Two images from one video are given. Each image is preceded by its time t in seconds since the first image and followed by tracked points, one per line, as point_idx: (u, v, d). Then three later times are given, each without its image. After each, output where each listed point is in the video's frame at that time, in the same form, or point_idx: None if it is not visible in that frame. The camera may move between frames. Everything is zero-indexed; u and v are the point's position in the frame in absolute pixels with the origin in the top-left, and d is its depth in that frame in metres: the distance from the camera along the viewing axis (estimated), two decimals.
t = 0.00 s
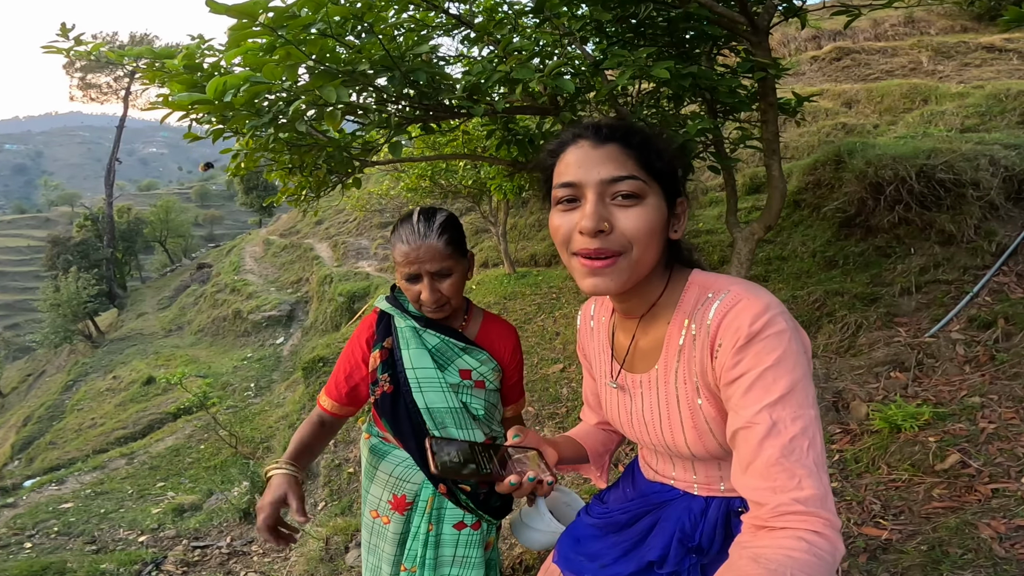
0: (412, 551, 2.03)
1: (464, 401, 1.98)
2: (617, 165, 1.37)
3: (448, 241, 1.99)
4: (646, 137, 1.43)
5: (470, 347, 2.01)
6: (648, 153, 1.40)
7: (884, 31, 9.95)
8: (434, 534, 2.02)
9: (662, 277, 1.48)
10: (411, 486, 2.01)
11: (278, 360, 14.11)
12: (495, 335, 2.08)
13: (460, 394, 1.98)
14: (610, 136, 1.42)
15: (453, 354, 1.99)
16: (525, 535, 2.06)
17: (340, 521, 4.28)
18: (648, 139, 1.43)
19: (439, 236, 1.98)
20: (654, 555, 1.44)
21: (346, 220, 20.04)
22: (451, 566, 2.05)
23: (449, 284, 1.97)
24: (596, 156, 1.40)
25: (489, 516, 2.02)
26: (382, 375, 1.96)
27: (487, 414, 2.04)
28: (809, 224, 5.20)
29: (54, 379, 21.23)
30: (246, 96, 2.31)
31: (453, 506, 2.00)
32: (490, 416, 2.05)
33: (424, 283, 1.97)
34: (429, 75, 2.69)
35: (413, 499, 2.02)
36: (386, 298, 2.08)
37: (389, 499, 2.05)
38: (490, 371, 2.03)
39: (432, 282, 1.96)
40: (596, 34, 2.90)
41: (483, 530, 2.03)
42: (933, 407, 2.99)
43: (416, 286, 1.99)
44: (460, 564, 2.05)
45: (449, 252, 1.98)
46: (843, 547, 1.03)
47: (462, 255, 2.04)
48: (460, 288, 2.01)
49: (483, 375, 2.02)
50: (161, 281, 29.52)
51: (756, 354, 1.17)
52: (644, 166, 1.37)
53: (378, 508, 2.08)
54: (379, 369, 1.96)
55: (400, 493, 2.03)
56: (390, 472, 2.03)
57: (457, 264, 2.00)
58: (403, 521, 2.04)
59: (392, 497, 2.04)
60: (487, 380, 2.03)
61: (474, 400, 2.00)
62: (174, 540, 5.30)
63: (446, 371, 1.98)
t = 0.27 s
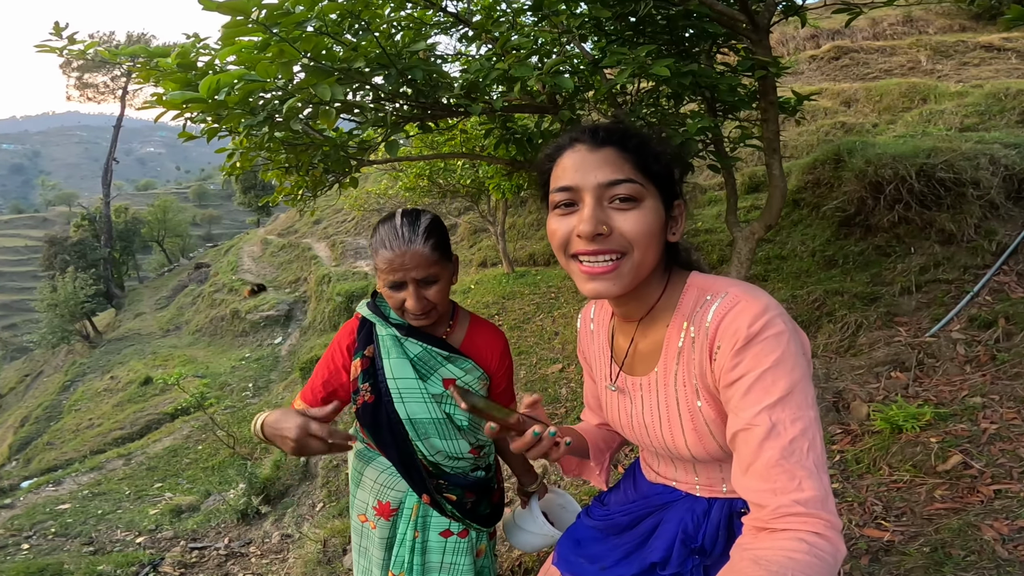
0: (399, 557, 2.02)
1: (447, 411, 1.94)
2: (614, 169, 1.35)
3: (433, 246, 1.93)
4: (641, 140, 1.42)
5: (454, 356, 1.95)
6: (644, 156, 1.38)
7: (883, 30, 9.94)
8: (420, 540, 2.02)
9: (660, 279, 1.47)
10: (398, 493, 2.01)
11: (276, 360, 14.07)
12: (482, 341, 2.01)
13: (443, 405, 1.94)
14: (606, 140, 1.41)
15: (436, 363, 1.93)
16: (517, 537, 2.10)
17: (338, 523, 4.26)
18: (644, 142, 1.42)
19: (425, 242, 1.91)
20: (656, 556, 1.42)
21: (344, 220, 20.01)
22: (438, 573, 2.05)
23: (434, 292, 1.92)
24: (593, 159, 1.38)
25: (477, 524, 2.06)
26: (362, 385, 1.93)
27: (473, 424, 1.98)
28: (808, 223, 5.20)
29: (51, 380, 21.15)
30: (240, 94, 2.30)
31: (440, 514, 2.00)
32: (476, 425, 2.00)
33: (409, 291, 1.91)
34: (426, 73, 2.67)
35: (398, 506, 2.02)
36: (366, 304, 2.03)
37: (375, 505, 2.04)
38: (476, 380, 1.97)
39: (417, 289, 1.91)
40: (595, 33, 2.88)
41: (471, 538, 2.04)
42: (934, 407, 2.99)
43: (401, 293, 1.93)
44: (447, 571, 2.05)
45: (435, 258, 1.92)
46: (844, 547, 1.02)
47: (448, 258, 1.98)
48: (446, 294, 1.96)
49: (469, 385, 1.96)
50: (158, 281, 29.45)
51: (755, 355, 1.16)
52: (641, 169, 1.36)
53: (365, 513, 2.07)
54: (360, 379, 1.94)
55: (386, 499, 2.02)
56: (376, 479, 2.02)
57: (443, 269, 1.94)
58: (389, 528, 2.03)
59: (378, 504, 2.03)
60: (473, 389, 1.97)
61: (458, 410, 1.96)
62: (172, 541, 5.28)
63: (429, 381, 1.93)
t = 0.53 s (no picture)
0: (387, 561, 2.01)
1: (433, 415, 1.92)
2: (610, 170, 1.35)
3: (418, 248, 1.93)
4: (638, 142, 1.41)
5: (439, 359, 1.93)
6: (641, 158, 1.37)
7: (881, 30, 9.93)
8: (408, 544, 2.01)
9: (656, 281, 1.46)
10: (385, 497, 2.00)
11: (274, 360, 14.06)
12: (468, 343, 2.01)
13: (430, 409, 1.92)
14: (602, 142, 1.40)
15: (422, 366, 1.92)
16: (512, 541, 2.11)
17: (336, 525, 4.25)
18: (641, 144, 1.41)
19: (409, 243, 1.91)
20: (653, 558, 1.42)
21: (343, 220, 19.99)
22: None
23: (419, 293, 1.92)
24: (588, 161, 1.38)
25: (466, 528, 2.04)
26: (348, 389, 1.93)
27: (460, 428, 1.96)
28: (807, 223, 5.20)
29: (50, 380, 21.13)
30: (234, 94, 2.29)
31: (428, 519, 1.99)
32: (464, 429, 1.98)
33: (394, 292, 1.91)
34: (422, 71, 2.65)
35: (386, 510, 2.00)
36: (352, 306, 2.03)
37: (364, 509, 2.03)
38: (463, 383, 1.94)
39: (402, 290, 1.91)
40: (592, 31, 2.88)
41: (460, 542, 2.02)
42: (934, 408, 2.98)
43: (385, 295, 1.93)
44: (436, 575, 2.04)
45: (420, 259, 1.93)
46: (839, 549, 1.01)
47: (433, 261, 1.99)
48: (431, 296, 1.96)
49: (455, 388, 1.93)
50: (156, 282, 29.41)
51: (750, 358, 1.15)
52: (637, 171, 1.35)
53: (354, 516, 2.06)
54: (345, 382, 1.93)
55: (374, 503, 2.01)
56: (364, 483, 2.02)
57: (428, 271, 1.94)
58: (377, 531, 2.02)
59: (366, 507, 2.03)
60: (460, 393, 1.94)
61: (444, 414, 1.93)
62: (170, 543, 5.27)
63: (415, 385, 1.92)
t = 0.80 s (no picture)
0: (386, 566, 2.03)
1: (430, 419, 1.91)
2: (605, 182, 1.34)
3: (409, 248, 1.91)
4: (635, 147, 1.39)
5: (436, 362, 1.93)
6: (637, 167, 1.36)
7: (880, 29, 9.93)
8: (407, 550, 2.01)
9: (655, 286, 1.45)
10: (383, 503, 2.01)
11: (273, 361, 14.04)
12: (467, 345, 1.99)
13: (426, 413, 1.91)
14: (599, 151, 1.38)
15: (419, 369, 1.92)
16: (511, 545, 2.12)
17: (336, 527, 4.24)
18: (639, 151, 1.39)
19: (399, 243, 1.89)
20: (657, 563, 1.42)
21: (341, 220, 19.96)
22: None
23: (413, 294, 1.90)
24: (583, 171, 1.37)
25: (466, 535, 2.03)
26: (344, 393, 1.93)
27: (458, 432, 1.95)
28: (807, 222, 5.20)
29: (48, 381, 21.08)
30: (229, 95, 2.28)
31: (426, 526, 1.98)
32: (462, 433, 1.96)
33: (387, 294, 1.89)
34: (421, 71, 2.64)
35: (384, 515, 2.02)
36: (348, 311, 2.03)
37: (362, 513, 2.04)
38: (461, 386, 1.94)
39: (395, 292, 1.89)
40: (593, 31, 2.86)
41: (458, 549, 2.02)
42: (936, 409, 2.98)
43: (378, 298, 1.91)
44: None
45: (411, 260, 1.91)
46: (843, 552, 1.00)
47: (426, 261, 1.96)
48: (425, 296, 1.93)
49: (453, 391, 1.93)
50: (154, 282, 29.35)
51: (751, 361, 1.14)
52: (634, 181, 1.34)
53: (353, 520, 2.07)
54: (341, 388, 1.94)
55: (372, 508, 2.03)
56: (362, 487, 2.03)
57: (420, 271, 1.92)
58: (376, 536, 2.03)
59: (364, 512, 2.03)
60: (458, 396, 1.93)
61: (442, 418, 1.92)
62: (169, 545, 5.26)
63: (411, 389, 1.91)
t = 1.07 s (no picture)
0: (389, 572, 2.00)
1: (434, 420, 1.91)
2: (607, 175, 1.33)
3: (414, 245, 1.90)
4: (635, 145, 1.39)
5: (441, 362, 1.93)
6: (639, 162, 1.36)
7: (877, 28, 9.94)
8: (409, 555, 1.99)
9: (655, 285, 1.44)
10: (386, 507, 1.98)
11: (271, 361, 14.02)
12: (472, 347, 2.00)
13: (430, 413, 1.91)
14: (601, 146, 1.38)
15: (423, 369, 1.91)
16: (517, 547, 2.08)
17: (335, 528, 4.23)
18: (640, 148, 1.39)
19: (405, 240, 1.89)
20: (654, 565, 1.41)
21: (339, 220, 19.94)
22: None
23: (419, 291, 1.89)
24: (584, 165, 1.36)
25: (469, 539, 2.02)
26: (347, 394, 1.92)
27: (462, 433, 1.94)
28: (806, 222, 5.21)
29: (45, 382, 21.03)
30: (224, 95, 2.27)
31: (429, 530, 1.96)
32: (466, 435, 1.96)
33: (393, 292, 1.88)
34: (418, 70, 2.63)
35: (387, 519, 1.98)
36: (352, 310, 2.02)
37: (365, 518, 2.01)
38: (466, 387, 1.94)
39: (401, 289, 1.88)
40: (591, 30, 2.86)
41: (462, 554, 2.01)
42: (936, 409, 2.98)
43: (384, 296, 1.90)
44: None
45: (416, 257, 1.90)
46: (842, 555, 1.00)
47: (431, 259, 1.96)
48: (431, 294, 1.92)
49: (458, 392, 1.93)
50: (152, 283, 29.30)
51: (751, 362, 1.14)
52: (635, 175, 1.34)
53: (356, 525, 2.05)
54: (345, 388, 1.93)
55: (375, 512, 1.99)
56: (365, 491, 2.00)
57: (426, 268, 1.91)
58: (378, 540, 2.00)
59: (367, 516, 2.00)
60: (462, 397, 1.93)
61: (446, 418, 1.91)
62: (167, 546, 5.25)
63: (415, 389, 1.91)
